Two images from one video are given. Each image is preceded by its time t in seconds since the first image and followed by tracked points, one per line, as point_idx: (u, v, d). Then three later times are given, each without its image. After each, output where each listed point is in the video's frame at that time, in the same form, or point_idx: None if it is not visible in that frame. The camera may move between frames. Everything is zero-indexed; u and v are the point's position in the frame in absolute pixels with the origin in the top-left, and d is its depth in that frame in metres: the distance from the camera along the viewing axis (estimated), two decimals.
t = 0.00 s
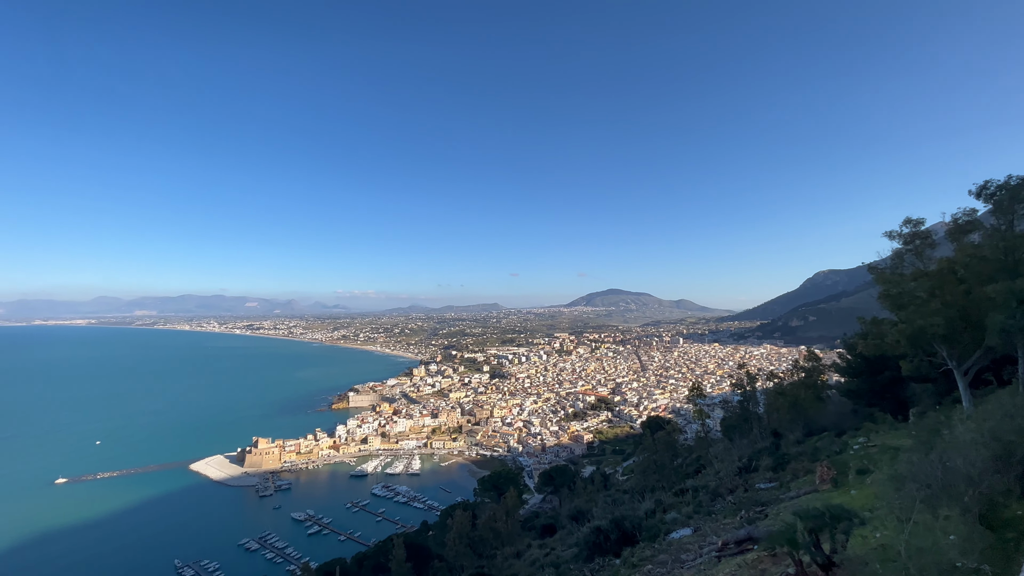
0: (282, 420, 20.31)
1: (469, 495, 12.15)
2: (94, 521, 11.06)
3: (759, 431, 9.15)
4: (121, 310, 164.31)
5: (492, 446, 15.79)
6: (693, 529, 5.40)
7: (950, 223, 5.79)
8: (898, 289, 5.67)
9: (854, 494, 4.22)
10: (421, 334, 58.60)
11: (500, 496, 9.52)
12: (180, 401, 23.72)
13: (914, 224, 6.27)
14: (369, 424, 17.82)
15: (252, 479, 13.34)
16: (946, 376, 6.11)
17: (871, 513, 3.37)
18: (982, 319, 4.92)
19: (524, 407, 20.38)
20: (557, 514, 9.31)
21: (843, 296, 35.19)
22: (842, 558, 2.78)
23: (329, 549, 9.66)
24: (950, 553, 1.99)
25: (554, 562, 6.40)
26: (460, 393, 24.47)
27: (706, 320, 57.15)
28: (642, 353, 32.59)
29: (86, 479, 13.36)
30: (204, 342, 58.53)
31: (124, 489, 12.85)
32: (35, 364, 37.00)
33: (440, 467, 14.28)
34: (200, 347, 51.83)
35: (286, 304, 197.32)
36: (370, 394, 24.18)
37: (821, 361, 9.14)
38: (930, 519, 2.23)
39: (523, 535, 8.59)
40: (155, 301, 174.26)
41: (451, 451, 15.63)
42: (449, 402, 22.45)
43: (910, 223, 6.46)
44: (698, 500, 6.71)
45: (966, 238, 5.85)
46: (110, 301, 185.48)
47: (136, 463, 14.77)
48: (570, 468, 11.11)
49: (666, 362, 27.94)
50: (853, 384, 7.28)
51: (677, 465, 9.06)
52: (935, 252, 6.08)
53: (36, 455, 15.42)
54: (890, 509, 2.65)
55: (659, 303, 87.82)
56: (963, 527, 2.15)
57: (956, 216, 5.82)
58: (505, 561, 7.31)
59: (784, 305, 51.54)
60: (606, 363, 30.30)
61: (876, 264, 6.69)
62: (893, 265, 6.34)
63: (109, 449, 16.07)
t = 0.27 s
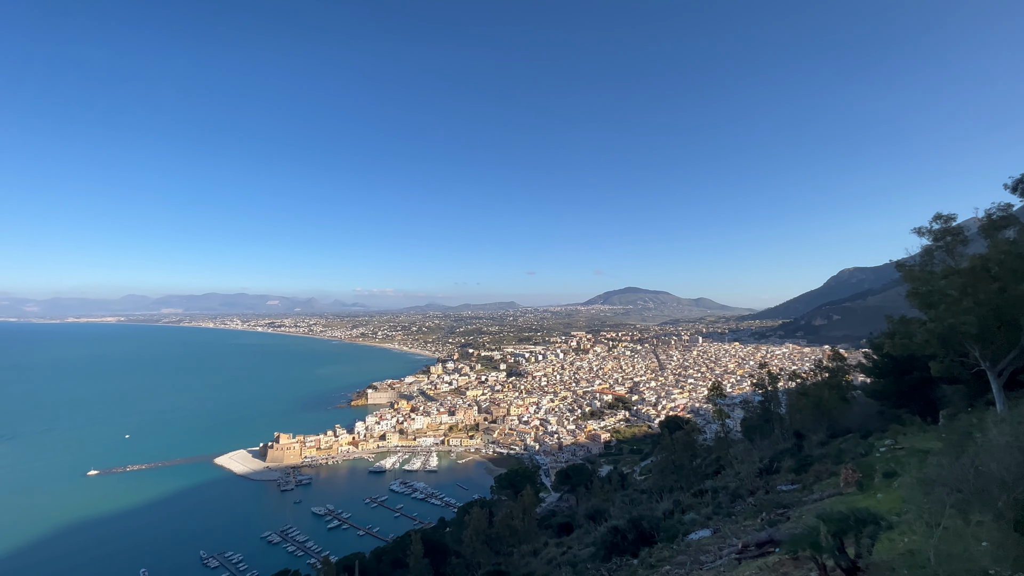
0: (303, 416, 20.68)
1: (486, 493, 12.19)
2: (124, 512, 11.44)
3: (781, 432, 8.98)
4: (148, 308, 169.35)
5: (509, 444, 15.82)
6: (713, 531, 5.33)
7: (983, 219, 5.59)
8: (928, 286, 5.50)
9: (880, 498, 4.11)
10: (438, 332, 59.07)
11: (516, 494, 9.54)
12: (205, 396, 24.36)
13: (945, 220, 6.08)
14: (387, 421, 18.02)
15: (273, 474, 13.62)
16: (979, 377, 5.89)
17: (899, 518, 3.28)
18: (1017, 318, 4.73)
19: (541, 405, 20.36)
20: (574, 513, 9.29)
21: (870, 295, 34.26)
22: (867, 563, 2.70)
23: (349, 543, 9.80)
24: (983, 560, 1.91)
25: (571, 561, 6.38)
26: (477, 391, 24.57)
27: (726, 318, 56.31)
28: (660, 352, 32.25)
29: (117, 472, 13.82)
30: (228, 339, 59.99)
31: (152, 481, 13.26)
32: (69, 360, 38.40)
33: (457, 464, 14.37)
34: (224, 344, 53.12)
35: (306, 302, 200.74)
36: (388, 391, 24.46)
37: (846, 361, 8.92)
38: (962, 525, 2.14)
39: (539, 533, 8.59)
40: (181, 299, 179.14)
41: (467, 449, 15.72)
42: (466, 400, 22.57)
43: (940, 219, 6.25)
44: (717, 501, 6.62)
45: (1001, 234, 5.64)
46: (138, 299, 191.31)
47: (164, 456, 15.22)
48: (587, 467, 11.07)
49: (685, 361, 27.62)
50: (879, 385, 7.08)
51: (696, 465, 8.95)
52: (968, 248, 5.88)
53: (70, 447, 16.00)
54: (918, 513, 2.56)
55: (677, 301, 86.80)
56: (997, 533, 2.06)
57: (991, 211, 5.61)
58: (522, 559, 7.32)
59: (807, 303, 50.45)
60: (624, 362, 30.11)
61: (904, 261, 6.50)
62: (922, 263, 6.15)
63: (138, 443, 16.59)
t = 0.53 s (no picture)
0: (327, 411, 21.09)
1: (506, 490, 12.24)
2: (157, 501, 11.87)
3: (808, 433, 8.76)
4: (179, 305, 175.02)
5: (529, 441, 15.84)
6: (737, 533, 5.24)
7: None
8: (967, 284, 5.28)
9: (913, 503, 3.97)
10: (458, 329, 59.43)
11: (537, 491, 9.55)
12: (234, 390, 25.10)
13: (985, 215, 5.82)
14: (409, 417, 18.24)
15: (299, 467, 13.94)
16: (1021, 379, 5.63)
17: (934, 524, 3.16)
18: None
19: (561, 403, 20.31)
20: (594, 512, 9.24)
21: (904, 292, 33.08)
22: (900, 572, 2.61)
23: (371, 536, 9.98)
24: None
25: (591, 560, 6.36)
26: (497, 388, 24.66)
27: (751, 317, 55.14)
28: (682, 350, 31.78)
29: (151, 462, 14.35)
30: (256, 335, 61.65)
31: (184, 472, 13.72)
32: (106, 354, 40.03)
33: (477, 461, 14.45)
34: (251, 340, 54.58)
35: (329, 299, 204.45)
36: (409, 388, 24.75)
37: (877, 361, 8.65)
38: (1003, 533, 2.05)
39: (560, 531, 8.58)
40: (210, 296, 184.56)
41: (488, 445, 15.80)
42: (486, 397, 22.69)
43: (981, 214, 5.99)
44: (741, 503, 6.49)
45: None
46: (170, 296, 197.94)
47: (195, 448, 15.74)
48: (608, 466, 11.00)
49: (708, 360, 27.15)
50: (913, 386, 6.84)
51: (720, 466, 8.80)
52: (1010, 244, 5.62)
53: (107, 438, 16.67)
54: (955, 519, 2.47)
55: (700, 299, 85.38)
56: None
57: None
58: (542, 556, 7.32)
59: (836, 301, 49.00)
60: (645, 360, 29.76)
61: (940, 258, 6.26)
62: (960, 259, 5.91)
63: (170, 435, 17.18)
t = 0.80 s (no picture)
0: (351, 406, 21.48)
1: (528, 487, 12.25)
2: (191, 490, 12.33)
3: (840, 435, 8.50)
4: (211, 301, 181.05)
5: (550, 439, 15.82)
6: (764, 536, 5.12)
7: None
8: (1013, 283, 5.02)
9: (953, 510, 3.81)
10: (480, 327, 59.69)
11: (558, 489, 9.53)
12: (263, 385, 25.84)
13: None
14: (432, 413, 18.44)
15: (325, 460, 14.26)
16: None
17: (976, 532, 3.02)
18: None
19: (583, 401, 20.20)
20: (616, 511, 9.18)
21: (944, 291, 31.70)
22: None
23: (395, 529, 10.13)
24: None
25: (613, 559, 6.32)
26: (519, 385, 24.71)
27: (780, 315, 53.75)
28: (708, 349, 31.20)
29: (185, 453, 14.90)
30: (284, 331, 63.26)
31: (216, 463, 14.19)
32: (144, 349, 41.74)
33: (499, 458, 14.53)
34: (280, 336, 56.04)
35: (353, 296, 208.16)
36: (432, 384, 25.01)
37: (915, 362, 8.31)
38: None
39: (581, 529, 8.54)
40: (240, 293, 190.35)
41: (509, 442, 15.85)
42: (508, 394, 22.76)
43: None
44: (769, 506, 6.34)
45: None
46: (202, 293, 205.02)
47: (226, 440, 16.26)
48: (631, 465, 10.90)
49: (735, 359, 26.58)
50: (954, 388, 6.54)
51: (747, 467, 8.61)
52: None
53: (144, 429, 17.37)
54: (998, 528, 2.36)
55: (726, 297, 83.59)
56: None
57: None
58: (563, 554, 7.30)
59: (871, 300, 47.31)
60: (670, 359, 29.31)
61: (984, 254, 5.95)
62: (1006, 257, 5.60)
63: (204, 426, 17.80)
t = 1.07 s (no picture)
0: (375, 402, 21.83)
1: (549, 485, 12.25)
2: (223, 480, 12.75)
3: (873, 439, 8.21)
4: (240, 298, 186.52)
5: (572, 437, 15.76)
6: (792, 541, 4.99)
7: None
8: None
9: (995, 519, 3.64)
10: (502, 324, 59.83)
11: (580, 488, 9.49)
12: (291, 380, 26.48)
13: None
14: (454, 409, 18.59)
15: (350, 454, 14.54)
16: None
17: (1021, 543, 2.88)
18: None
19: (606, 400, 20.05)
20: (639, 511, 9.09)
21: (987, 290, 30.23)
22: None
23: (418, 524, 10.27)
24: None
25: (636, 559, 6.26)
26: (541, 383, 24.68)
27: (811, 315, 52.16)
28: (734, 349, 30.54)
29: (217, 444, 15.41)
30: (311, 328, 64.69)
31: (246, 455, 14.64)
32: (178, 343, 43.33)
33: (521, 455, 14.53)
34: (307, 332, 57.39)
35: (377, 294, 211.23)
36: (454, 381, 25.21)
37: (955, 365, 7.96)
38: None
39: (603, 528, 8.50)
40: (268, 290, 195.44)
41: (531, 440, 15.86)
42: (530, 392, 22.74)
43: None
44: (797, 510, 6.18)
45: None
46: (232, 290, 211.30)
47: (255, 433, 16.75)
48: (654, 466, 10.78)
49: (762, 359, 25.94)
50: (997, 393, 6.25)
51: (775, 470, 8.41)
52: None
53: (179, 421, 18.04)
54: None
55: (753, 296, 81.63)
56: None
57: None
58: (585, 553, 7.27)
59: (908, 299, 45.48)
60: (694, 358, 28.82)
61: None
62: None
63: (234, 419, 18.37)
